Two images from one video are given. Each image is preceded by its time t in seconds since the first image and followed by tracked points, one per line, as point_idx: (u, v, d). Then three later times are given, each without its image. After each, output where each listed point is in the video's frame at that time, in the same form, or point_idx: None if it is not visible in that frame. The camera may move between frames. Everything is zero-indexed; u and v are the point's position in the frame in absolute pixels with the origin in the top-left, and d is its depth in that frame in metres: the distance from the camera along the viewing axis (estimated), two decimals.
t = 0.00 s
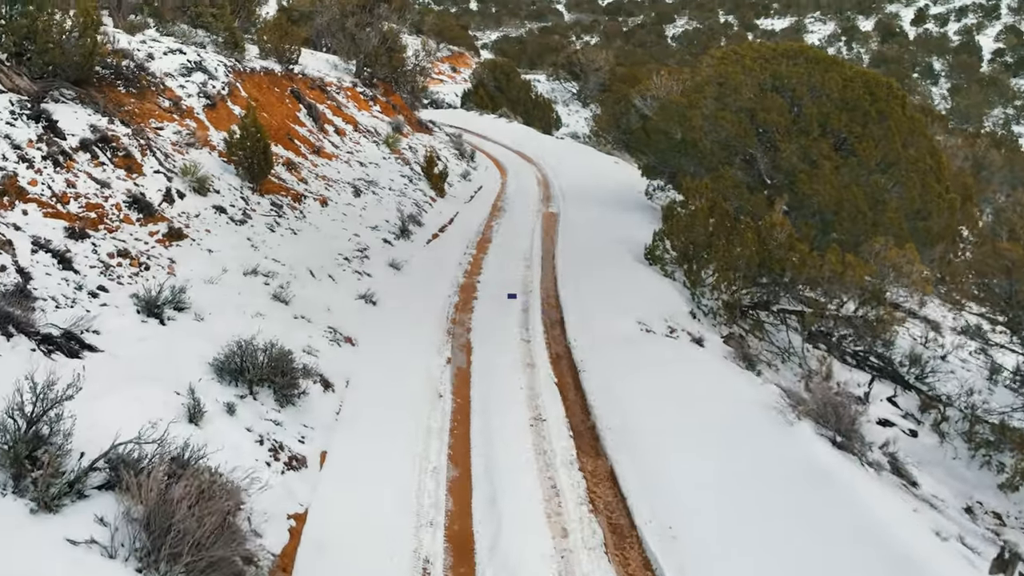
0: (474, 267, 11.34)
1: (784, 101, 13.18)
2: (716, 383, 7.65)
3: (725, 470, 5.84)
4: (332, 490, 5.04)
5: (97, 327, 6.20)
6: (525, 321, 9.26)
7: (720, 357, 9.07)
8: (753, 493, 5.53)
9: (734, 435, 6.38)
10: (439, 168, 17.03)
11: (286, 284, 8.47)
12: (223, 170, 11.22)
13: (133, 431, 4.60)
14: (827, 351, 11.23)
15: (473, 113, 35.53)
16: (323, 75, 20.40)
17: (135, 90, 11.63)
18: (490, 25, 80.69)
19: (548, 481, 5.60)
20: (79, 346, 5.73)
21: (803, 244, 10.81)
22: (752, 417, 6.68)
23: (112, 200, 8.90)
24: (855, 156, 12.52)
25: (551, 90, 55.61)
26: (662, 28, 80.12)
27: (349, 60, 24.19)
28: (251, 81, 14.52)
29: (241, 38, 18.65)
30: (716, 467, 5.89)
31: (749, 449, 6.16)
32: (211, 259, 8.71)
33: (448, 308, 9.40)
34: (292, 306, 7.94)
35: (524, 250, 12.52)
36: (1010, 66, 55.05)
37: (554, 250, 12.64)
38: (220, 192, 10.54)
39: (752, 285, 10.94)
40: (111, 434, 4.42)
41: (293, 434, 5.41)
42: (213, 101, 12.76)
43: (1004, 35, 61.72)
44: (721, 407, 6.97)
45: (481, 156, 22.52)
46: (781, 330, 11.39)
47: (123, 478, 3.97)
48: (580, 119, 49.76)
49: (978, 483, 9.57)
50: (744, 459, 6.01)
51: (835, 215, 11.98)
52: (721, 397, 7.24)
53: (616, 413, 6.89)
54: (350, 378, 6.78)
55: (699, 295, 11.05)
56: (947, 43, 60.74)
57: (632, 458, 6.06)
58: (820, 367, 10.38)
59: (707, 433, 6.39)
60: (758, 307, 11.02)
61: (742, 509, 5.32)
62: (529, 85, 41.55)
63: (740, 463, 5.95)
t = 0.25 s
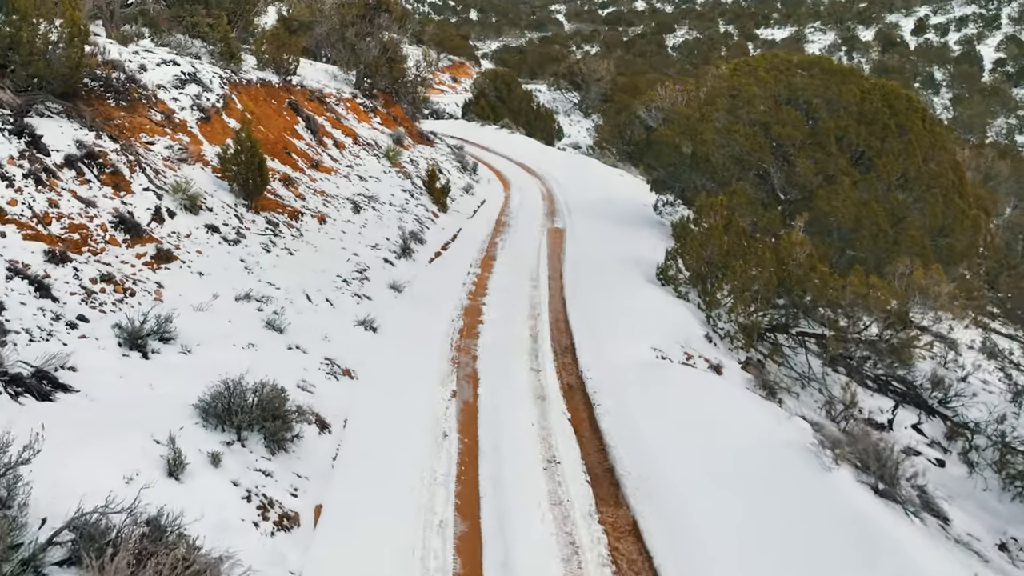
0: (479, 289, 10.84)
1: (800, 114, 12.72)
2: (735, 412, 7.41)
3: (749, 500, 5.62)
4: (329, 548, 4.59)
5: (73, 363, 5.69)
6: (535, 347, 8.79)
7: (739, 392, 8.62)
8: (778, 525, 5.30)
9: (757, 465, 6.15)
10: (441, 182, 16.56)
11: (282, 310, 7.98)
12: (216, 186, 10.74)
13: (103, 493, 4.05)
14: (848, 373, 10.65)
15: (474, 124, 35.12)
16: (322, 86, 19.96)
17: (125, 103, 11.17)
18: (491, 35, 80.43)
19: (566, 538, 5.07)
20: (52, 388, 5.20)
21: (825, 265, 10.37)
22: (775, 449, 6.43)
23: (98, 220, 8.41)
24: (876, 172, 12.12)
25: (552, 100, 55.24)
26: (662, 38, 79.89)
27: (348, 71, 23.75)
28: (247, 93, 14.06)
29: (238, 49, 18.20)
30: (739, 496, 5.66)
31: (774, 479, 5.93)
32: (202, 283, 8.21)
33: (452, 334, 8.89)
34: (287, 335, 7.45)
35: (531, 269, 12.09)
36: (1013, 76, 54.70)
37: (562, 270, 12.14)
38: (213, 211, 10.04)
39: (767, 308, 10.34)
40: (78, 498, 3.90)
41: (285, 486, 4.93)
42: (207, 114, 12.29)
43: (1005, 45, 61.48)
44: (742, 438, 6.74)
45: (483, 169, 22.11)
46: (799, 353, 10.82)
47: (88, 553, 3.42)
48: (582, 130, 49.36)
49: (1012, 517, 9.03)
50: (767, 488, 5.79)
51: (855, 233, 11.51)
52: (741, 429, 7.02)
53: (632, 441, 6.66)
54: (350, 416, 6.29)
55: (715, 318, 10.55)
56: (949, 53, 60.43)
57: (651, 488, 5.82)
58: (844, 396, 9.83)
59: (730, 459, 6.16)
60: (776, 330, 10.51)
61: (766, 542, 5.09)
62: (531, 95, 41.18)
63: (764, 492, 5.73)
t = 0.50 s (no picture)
0: (484, 311, 10.33)
1: (817, 127, 12.22)
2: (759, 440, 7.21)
3: (773, 531, 5.45)
4: None
5: (42, 405, 5.16)
6: (545, 375, 8.30)
7: (762, 422, 8.10)
8: (803, 557, 5.12)
9: (781, 497, 5.97)
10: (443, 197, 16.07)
11: (276, 339, 7.48)
12: (209, 204, 10.24)
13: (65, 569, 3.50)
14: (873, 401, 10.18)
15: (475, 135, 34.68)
16: (321, 97, 19.50)
17: (115, 116, 10.69)
18: (491, 45, 80.14)
19: None
20: (17, 435, 4.66)
21: (848, 285, 9.86)
22: (802, 486, 6.22)
23: (81, 241, 7.89)
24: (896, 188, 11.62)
25: (554, 110, 54.86)
26: (662, 47, 79.66)
27: (348, 81, 23.30)
28: (242, 105, 13.59)
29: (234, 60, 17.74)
30: (763, 526, 5.48)
31: (796, 510, 5.76)
32: (191, 307, 7.68)
33: (457, 362, 8.38)
34: (280, 366, 6.93)
35: (539, 288, 11.61)
36: (1014, 85, 54.37)
37: (571, 289, 11.67)
38: (204, 230, 9.55)
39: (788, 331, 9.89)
40: (32, 572, 3.35)
41: (274, 550, 4.42)
42: (200, 127, 11.82)
43: (1006, 54, 61.16)
44: (765, 467, 6.57)
45: (486, 181, 21.66)
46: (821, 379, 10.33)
47: None
48: (583, 140, 48.97)
49: None
50: (792, 520, 5.60)
51: (877, 252, 10.98)
52: (762, 456, 6.83)
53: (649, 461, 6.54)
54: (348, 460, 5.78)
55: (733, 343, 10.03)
56: (949, 63, 60.13)
57: (671, 513, 5.64)
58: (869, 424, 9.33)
59: (752, 487, 6.00)
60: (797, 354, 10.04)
61: (792, 574, 4.93)
62: (532, 105, 40.76)
63: (788, 524, 5.54)
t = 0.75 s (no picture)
0: (490, 335, 9.81)
1: (835, 141, 11.73)
2: (771, 467, 6.98)
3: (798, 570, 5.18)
4: None
5: (4, 456, 4.60)
6: (556, 406, 7.78)
7: (789, 458, 7.57)
8: None
9: (808, 531, 5.76)
10: (445, 211, 15.57)
11: (269, 371, 6.95)
12: (200, 222, 9.73)
13: None
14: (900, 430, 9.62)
15: (476, 146, 34.26)
16: (320, 108, 19.04)
17: (102, 130, 10.19)
18: (492, 55, 79.85)
19: None
20: None
21: (874, 309, 9.35)
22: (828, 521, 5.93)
23: (61, 264, 7.35)
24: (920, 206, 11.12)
25: (555, 120, 54.48)
26: (663, 57, 79.41)
27: (348, 92, 22.84)
28: (238, 117, 13.11)
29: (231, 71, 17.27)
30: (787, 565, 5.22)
31: (831, 548, 5.53)
32: (177, 337, 7.15)
33: (462, 393, 7.85)
34: (272, 403, 6.40)
35: (546, 309, 11.09)
36: (1015, 95, 54.09)
37: (580, 309, 11.17)
38: (194, 250, 9.03)
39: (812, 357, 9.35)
40: None
41: None
42: (193, 141, 11.33)
43: (1008, 63, 60.86)
44: (783, 496, 6.35)
45: (489, 194, 21.19)
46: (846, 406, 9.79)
47: None
48: (585, 150, 48.58)
49: None
50: (817, 559, 5.33)
51: (901, 271, 10.47)
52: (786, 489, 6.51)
53: (667, 494, 6.18)
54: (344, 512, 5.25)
55: (752, 369, 9.51)
56: (950, 72, 59.86)
57: (694, 556, 5.32)
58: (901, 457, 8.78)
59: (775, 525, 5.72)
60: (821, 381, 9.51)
61: None
62: (534, 116, 40.37)
63: (814, 563, 5.27)
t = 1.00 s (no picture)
0: (496, 362, 9.28)
1: (856, 155, 11.19)
2: (799, 507, 6.44)
3: None
4: None
5: None
6: (569, 441, 7.25)
7: (820, 500, 7.03)
8: None
9: None
10: (448, 227, 15.07)
11: (259, 408, 6.42)
12: (189, 242, 9.21)
13: None
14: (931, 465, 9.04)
15: (478, 157, 33.81)
16: (318, 120, 18.56)
17: (87, 144, 9.68)
18: (492, 66, 79.54)
19: None
20: None
21: (904, 334, 8.80)
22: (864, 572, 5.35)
23: (36, 290, 6.79)
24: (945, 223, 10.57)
25: (556, 131, 54.07)
26: (663, 67, 79.13)
27: (347, 103, 22.36)
28: (232, 130, 12.61)
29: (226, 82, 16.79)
30: None
31: None
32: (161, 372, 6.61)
33: (467, 429, 7.32)
34: (261, 446, 5.87)
35: (554, 334, 10.55)
36: (1017, 104, 53.65)
37: (589, 334, 10.65)
38: (182, 273, 8.51)
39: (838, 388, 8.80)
40: None
41: None
42: (183, 155, 10.82)
43: (1009, 73, 60.47)
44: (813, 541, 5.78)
45: (491, 208, 20.71)
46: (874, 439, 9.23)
47: None
48: (587, 161, 48.13)
49: None
50: None
51: (927, 292, 9.92)
52: (815, 533, 5.92)
53: (693, 546, 5.71)
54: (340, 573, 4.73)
55: (774, 399, 8.97)
56: (951, 83, 59.49)
57: None
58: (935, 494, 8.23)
59: None
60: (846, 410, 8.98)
61: None
62: (536, 126, 39.95)
63: None
